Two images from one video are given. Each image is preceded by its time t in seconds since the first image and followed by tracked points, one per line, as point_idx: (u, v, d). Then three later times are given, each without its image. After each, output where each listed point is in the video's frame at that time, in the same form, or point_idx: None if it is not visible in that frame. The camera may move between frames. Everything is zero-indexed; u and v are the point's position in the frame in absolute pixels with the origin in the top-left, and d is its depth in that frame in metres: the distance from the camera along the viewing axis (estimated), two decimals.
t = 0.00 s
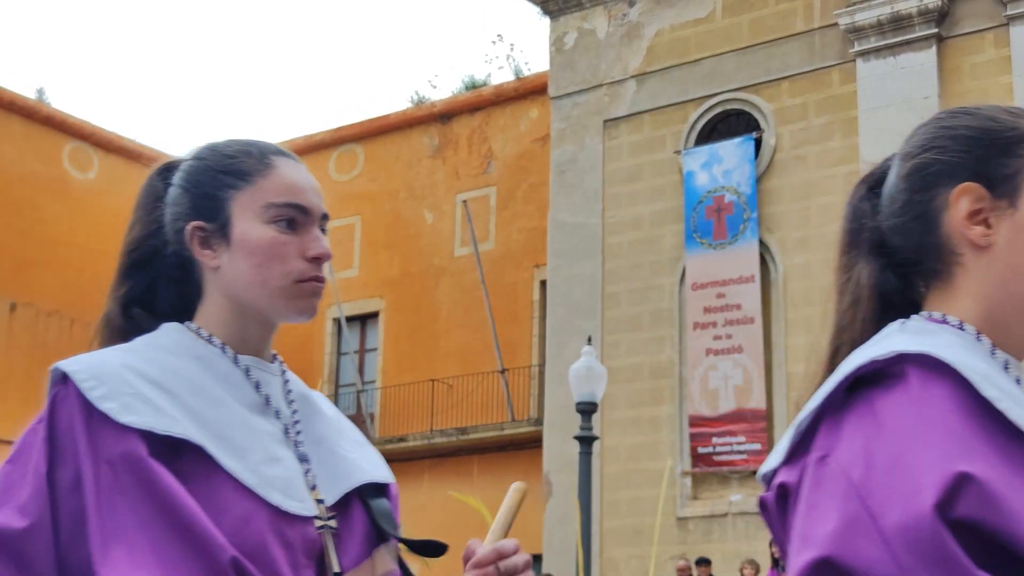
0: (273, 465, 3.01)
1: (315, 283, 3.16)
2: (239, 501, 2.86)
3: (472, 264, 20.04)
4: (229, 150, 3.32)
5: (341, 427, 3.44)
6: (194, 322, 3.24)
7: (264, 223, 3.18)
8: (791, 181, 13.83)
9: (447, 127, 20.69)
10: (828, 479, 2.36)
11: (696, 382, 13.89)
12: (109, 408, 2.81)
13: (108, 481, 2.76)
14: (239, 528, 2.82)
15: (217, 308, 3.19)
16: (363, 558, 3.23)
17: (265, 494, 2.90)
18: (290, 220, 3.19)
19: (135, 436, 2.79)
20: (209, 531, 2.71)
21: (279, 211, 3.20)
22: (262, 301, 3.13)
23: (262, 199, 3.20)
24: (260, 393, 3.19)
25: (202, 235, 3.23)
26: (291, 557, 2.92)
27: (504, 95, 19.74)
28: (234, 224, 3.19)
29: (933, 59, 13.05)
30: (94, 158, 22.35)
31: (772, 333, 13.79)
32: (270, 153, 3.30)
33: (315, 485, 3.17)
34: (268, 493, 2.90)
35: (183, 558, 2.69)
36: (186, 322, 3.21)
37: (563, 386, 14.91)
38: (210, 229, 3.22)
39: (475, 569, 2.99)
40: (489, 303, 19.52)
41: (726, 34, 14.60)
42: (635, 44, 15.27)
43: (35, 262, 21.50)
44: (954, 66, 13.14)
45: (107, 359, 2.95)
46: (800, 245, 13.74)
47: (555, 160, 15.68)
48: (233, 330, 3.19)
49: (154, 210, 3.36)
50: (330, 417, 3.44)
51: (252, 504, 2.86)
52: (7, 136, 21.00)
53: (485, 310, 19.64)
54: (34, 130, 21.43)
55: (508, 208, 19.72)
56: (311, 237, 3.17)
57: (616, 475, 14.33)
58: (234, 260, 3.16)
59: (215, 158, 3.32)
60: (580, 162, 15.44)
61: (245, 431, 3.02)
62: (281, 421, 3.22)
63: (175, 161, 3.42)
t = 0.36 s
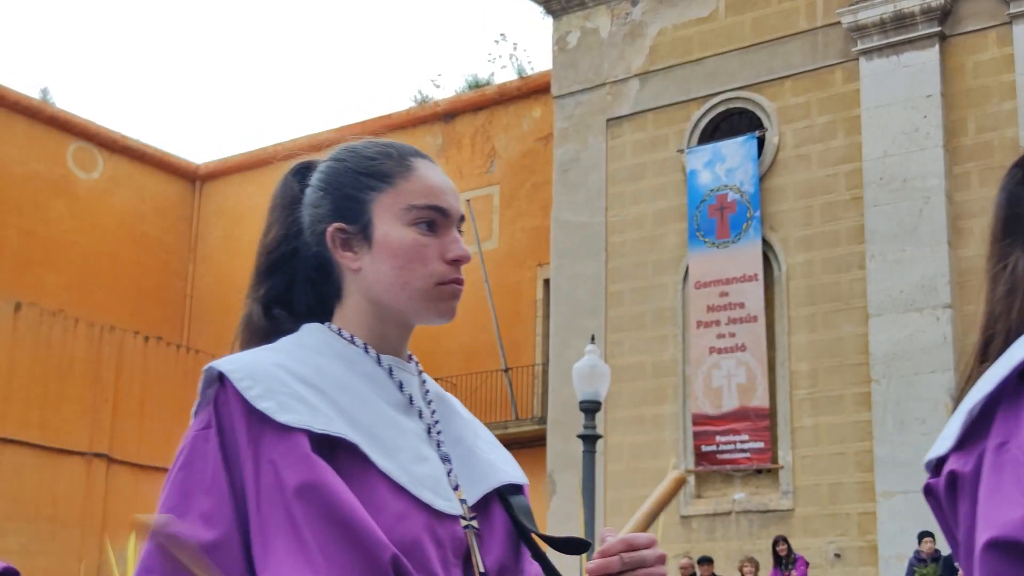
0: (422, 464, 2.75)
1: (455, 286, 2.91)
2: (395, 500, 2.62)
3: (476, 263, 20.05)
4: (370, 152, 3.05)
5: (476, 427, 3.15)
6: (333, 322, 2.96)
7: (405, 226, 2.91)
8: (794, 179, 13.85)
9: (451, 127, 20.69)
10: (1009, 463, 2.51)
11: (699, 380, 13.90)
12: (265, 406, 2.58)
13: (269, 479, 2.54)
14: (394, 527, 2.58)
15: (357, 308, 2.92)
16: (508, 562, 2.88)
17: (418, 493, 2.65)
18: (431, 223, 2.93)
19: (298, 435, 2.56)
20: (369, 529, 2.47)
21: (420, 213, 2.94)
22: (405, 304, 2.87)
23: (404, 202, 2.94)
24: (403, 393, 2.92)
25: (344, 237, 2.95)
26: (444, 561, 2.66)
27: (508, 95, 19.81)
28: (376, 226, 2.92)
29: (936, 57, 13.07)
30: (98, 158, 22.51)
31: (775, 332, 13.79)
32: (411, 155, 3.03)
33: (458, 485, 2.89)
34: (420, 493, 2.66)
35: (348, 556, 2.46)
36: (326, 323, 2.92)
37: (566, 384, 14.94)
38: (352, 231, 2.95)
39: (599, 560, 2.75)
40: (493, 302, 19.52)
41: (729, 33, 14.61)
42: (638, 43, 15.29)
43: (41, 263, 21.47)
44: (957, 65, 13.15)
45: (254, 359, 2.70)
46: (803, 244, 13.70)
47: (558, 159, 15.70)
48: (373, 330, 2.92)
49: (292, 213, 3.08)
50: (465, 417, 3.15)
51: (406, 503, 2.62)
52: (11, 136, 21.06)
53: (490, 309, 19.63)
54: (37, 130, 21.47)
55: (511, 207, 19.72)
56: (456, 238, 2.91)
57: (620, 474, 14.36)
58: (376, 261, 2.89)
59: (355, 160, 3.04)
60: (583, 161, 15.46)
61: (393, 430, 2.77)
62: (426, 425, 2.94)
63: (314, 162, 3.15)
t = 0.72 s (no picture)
0: (560, 463, 2.26)
1: (583, 274, 2.41)
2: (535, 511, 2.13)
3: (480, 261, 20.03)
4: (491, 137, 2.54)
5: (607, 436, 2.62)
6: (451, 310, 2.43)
7: (530, 209, 2.41)
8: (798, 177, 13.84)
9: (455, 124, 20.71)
10: None
11: (704, 377, 13.89)
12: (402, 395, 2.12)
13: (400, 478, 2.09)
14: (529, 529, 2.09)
15: (480, 291, 2.40)
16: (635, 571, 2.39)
17: (553, 491, 2.16)
18: (556, 207, 2.43)
19: (435, 429, 2.11)
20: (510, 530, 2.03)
21: (547, 196, 2.44)
22: (531, 291, 2.36)
23: (528, 183, 2.44)
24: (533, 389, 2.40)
25: (467, 222, 2.44)
26: None
27: (511, 92, 19.78)
28: (499, 207, 2.42)
29: (940, 54, 13.06)
30: (102, 155, 22.53)
31: (778, 329, 13.80)
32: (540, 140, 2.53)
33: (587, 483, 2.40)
34: (555, 490, 2.17)
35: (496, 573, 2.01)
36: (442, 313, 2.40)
37: (570, 380, 14.94)
38: (473, 214, 2.44)
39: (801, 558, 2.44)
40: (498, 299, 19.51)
41: (734, 30, 14.60)
42: (642, 40, 15.28)
43: (45, 263, 21.40)
44: (962, 61, 13.13)
45: (385, 345, 2.23)
46: (807, 241, 13.69)
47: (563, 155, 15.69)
48: (497, 316, 2.39)
49: (409, 198, 2.55)
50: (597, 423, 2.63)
51: (541, 503, 2.14)
52: (14, 134, 21.11)
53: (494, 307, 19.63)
54: (42, 128, 21.56)
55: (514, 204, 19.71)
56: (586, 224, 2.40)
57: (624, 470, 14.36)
58: (502, 241, 2.39)
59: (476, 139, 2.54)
60: (587, 158, 15.45)
61: (528, 425, 2.26)
62: (558, 427, 2.42)
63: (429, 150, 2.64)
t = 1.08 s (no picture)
0: (727, 427, 2.29)
1: (736, 218, 2.41)
2: (711, 469, 2.15)
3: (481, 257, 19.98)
4: (641, 61, 2.55)
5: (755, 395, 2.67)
6: (594, 252, 2.47)
7: (685, 144, 2.42)
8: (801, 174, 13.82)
9: (456, 121, 20.71)
10: None
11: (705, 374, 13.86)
12: (581, 349, 2.12)
13: (586, 437, 2.04)
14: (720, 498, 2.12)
15: (625, 237, 2.42)
16: (807, 548, 2.44)
17: (729, 462, 2.19)
18: (711, 142, 2.43)
19: (620, 384, 2.10)
20: (713, 497, 2.03)
21: (703, 130, 2.44)
22: (681, 236, 2.36)
23: (684, 115, 2.44)
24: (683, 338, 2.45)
25: (611, 156, 2.46)
26: (759, 543, 2.18)
27: (513, 89, 19.78)
28: (650, 143, 2.42)
29: (943, 50, 13.05)
30: (103, 152, 22.48)
31: (780, 326, 13.78)
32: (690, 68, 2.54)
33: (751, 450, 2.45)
34: (730, 462, 2.19)
35: (691, 531, 2.02)
36: (589, 256, 2.44)
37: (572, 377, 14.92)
38: (622, 148, 2.45)
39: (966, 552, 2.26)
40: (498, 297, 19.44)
41: (735, 26, 14.59)
42: (644, 36, 15.27)
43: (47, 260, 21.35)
44: (964, 56, 13.13)
45: (546, 295, 2.23)
46: (809, 238, 13.67)
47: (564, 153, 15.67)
48: (646, 262, 2.41)
49: (543, 131, 2.66)
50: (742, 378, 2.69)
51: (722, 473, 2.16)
52: (15, 131, 21.06)
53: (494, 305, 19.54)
54: (43, 125, 21.52)
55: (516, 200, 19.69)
56: (742, 162, 2.40)
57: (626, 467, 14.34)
58: (650, 182, 2.39)
59: (623, 68, 2.56)
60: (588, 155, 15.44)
61: (693, 383, 2.28)
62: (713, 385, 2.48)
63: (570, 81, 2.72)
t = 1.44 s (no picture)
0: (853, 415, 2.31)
1: (867, 185, 2.41)
2: (834, 461, 2.19)
3: (480, 254, 19.99)
4: (763, 18, 2.55)
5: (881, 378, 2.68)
6: (708, 224, 2.48)
7: (813, 106, 2.42)
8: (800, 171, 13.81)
9: (455, 118, 20.74)
10: None
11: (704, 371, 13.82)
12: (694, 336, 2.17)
13: (701, 426, 2.10)
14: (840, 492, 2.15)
15: (744, 209, 2.42)
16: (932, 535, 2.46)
17: (858, 454, 2.23)
18: (842, 105, 2.42)
19: (734, 372, 2.15)
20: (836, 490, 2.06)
21: (832, 93, 2.44)
22: (808, 208, 2.36)
23: (811, 77, 2.45)
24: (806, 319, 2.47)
25: (732, 119, 2.46)
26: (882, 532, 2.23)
27: (512, 86, 19.81)
28: (777, 105, 2.42)
29: (941, 46, 13.04)
30: (102, 150, 22.53)
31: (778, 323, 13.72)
32: (812, 26, 2.55)
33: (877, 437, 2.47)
34: (860, 454, 2.23)
35: (808, 526, 2.05)
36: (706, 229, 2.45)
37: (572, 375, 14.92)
38: (744, 112, 2.45)
39: None
40: (498, 293, 19.49)
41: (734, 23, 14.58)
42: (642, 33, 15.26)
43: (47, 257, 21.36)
44: (962, 53, 13.15)
45: (659, 275, 2.28)
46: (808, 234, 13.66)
47: (564, 150, 15.68)
48: (768, 235, 2.41)
49: (657, 90, 2.64)
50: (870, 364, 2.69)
51: (845, 466, 2.19)
52: (15, 129, 21.09)
53: (494, 301, 19.61)
54: (42, 123, 21.55)
55: (515, 197, 19.70)
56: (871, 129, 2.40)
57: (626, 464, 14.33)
58: (776, 150, 2.39)
59: (747, 24, 2.55)
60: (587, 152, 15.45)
61: (816, 367, 2.31)
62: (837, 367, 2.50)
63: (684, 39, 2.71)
